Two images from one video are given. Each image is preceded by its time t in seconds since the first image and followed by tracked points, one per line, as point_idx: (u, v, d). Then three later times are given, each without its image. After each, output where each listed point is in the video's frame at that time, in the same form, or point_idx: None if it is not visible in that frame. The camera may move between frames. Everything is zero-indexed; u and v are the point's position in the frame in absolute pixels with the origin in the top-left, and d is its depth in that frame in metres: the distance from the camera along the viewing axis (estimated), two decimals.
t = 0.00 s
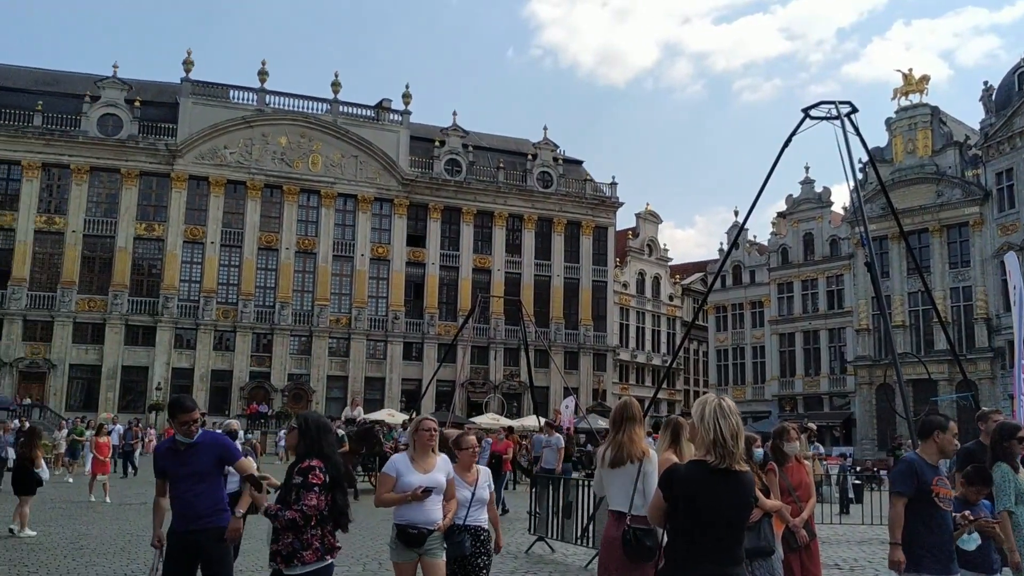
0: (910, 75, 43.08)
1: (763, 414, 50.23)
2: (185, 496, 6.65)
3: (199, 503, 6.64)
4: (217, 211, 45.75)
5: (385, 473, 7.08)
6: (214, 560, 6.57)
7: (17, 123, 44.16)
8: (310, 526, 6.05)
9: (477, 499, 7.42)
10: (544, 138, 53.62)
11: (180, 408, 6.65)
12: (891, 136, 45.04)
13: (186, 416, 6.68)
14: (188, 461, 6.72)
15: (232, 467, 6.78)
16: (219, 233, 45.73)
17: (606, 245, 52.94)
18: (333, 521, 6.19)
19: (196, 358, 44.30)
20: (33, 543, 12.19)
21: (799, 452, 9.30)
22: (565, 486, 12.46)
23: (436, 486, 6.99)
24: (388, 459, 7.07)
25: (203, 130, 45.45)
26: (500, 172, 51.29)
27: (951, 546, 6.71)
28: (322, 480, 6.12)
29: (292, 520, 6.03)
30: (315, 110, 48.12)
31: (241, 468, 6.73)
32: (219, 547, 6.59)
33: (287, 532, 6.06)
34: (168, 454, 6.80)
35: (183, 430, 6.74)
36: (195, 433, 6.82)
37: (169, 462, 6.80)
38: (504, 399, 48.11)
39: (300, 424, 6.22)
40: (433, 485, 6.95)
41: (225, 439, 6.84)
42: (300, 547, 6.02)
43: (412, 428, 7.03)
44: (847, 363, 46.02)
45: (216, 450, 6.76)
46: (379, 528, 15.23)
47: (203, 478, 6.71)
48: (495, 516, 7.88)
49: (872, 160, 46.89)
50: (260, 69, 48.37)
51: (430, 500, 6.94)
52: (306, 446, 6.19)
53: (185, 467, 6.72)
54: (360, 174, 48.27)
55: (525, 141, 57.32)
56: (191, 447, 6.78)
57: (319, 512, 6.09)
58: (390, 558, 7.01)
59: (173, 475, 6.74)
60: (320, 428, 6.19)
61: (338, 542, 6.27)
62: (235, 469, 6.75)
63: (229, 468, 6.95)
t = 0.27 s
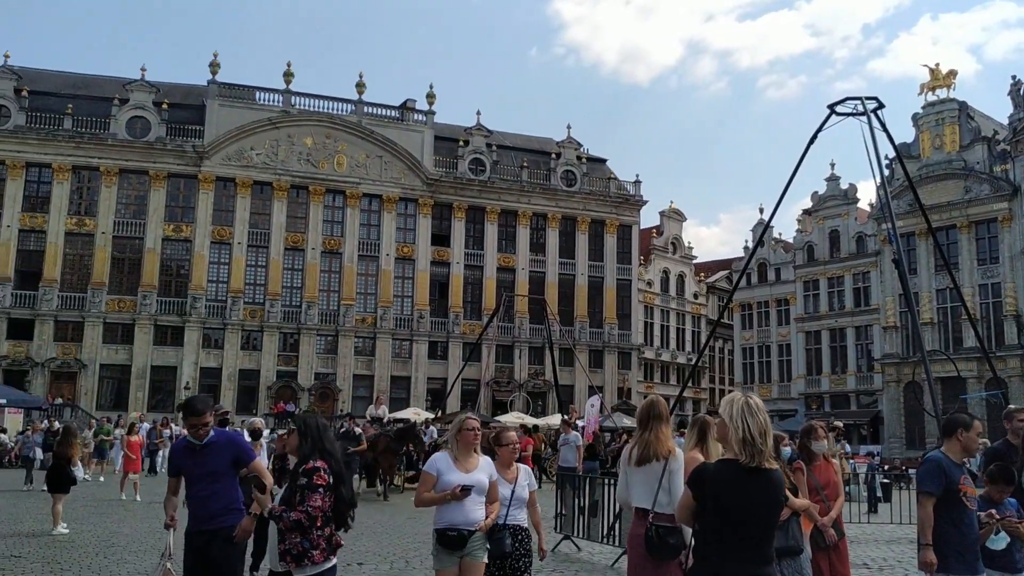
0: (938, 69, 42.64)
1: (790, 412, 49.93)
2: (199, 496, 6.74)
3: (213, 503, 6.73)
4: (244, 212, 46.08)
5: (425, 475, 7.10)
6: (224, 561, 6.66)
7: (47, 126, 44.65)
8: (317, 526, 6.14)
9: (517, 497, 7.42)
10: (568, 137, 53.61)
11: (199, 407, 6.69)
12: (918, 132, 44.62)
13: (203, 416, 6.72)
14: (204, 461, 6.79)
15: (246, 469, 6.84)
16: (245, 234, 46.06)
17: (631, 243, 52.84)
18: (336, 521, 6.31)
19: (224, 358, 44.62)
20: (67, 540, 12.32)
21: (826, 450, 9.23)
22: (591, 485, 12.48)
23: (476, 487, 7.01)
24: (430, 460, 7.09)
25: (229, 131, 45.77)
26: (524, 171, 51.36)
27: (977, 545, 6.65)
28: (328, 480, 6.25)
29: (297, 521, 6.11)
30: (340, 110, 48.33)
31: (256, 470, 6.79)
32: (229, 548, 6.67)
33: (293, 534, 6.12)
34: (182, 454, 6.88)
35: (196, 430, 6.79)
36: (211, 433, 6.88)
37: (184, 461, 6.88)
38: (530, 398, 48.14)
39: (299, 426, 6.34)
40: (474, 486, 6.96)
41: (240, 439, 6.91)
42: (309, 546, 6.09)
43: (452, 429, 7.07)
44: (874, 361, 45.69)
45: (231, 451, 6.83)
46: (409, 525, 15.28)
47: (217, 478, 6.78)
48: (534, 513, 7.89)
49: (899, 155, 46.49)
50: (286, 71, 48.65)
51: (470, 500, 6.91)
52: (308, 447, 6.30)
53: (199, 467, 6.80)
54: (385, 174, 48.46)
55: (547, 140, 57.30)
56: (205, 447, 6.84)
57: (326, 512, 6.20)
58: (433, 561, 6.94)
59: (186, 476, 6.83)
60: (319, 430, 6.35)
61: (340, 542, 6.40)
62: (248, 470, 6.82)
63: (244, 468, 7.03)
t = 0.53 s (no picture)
0: (961, 64, 42.29)
1: (812, 410, 49.65)
2: (208, 494, 6.78)
3: (218, 502, 6.77)
4: (266, 212, 46.34)
5: (452, 473, 6.99)
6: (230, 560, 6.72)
7: (71, 127, 45.10)
8: (304, 525, 5.79)
9: (550, 498, 7.36)
10: (587, 136, 53.57)
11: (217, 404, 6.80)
12: (941, 127, 44.28)
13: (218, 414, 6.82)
14: (214, 459, 6.88)
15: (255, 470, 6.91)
16: (267, 234, 46.30)
17: (651, 242, 52.76)
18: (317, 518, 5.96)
19: (247, 358, 44.88)
20: (93, 538, 12.42)
21: (850, 449, 9.18)
22: (612, 485, 12.49)
23: (508, 485, 6.87)
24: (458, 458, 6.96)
25: (250, 132, 46.08)
26: (543, 170, 51.46)
27: (999, 544, 6.59)
28: (319, 478, 5.90)
29: (286, 518, 5.73)
30: (360, 111, 48.51)
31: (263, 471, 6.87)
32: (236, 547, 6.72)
33: (278, 530, 5.76)
34: (194, 450, 6.96)
35: (210, 428, 6.90)
36: (223, 432, 7.01)
37: (193, 457, 6.94)
38: (550, 396, 48.14)
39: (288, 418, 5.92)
40: (505, 485, 6.81)
41: (250, 440, 7.04)
42: (289, 544, 5.73)
43: (481, 426, 6.95)
44: (898, 359, 45.36)
45: (242, 451, 6.92)
46: (433, 523, 15.32)
47: (226, 477, 6.85)
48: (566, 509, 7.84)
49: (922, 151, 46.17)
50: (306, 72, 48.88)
51: (500, 500, 6.76)
52: (299, 442, 5.89)
53: (210, 465, 6.87)
54: (405, 174, 48.60)
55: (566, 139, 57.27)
56: (217, 445, 6.95)
57: (313, 511, 5.86)
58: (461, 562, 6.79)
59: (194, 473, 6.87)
60: (310, 424, 5.95)
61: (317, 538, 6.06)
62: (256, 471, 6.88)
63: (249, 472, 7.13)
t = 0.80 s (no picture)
0: (981, 59, 41.94)
1: (832, 408, 49.36)
2: (205, 491, 6.67)
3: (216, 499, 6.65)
4: (285, 212, 46.57)
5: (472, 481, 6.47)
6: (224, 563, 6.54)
7: (93, 129, 45.51)
8: (292, 524, 5.63)
9: (576, 504, 6.61)
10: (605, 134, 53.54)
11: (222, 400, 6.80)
12: (962, 123, 43.97)
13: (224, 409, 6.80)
14: (215, 455, 6.83)
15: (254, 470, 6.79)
16: (287, 234, 46.51)
17: (669, 239, 52.67)
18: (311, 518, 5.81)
19: (268, 357, 45.12)
20: (117, 537, 12.50)
21: (871, 447, 9.15)
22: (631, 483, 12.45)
23: (532, 491, 6.38)
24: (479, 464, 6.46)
25: (269, 133, 46.30)
26: (562, 168, 51.57)
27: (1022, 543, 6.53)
28: (309, 476, 5.72)
29: (275, 517, 5.59)
30: (378, 110, 48.66)
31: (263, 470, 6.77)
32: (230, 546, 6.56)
33: (267, 529, 5.62)
34: (196, 446, 6.94)
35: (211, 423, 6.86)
36: (226, 428, 6.97)
37: (196, 454, 6.92)
38: (569, 395, 48.12)
39: (282, 414, 5.79)
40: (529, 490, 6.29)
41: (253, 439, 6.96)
42: (278, 544, 5.60)
43: (502, 429, 6.44)
44: (919, 356, 45.03)
45: (244, 448, 6.84)
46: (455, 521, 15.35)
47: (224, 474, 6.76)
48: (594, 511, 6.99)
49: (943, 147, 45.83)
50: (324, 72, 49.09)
51: (525, 506, 6.27)
52: (291, 440, 5.72)
53: (210, 461, 6.79)
54: (423, 173, 48.70)
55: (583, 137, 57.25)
56: (220, 440, 6.91)
57: (304, 510, 5.69)
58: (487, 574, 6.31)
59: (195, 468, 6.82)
60: (300, 421, 5.79)
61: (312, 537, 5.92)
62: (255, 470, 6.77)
63: (249, 473, 7.03)
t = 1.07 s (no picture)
0: (1008, 53, 41.44)
1: (857, 406, 48.99)
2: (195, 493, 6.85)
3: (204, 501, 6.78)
4: (309, 212, 46.83)
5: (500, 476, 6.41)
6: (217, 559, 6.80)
7: (118, 132, 45.98)
8: (274, 524, 5.56)
9: (606, 501, 6.58)
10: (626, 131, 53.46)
11: (209, 402, 6.91)
12: (989, 117, 43.49)
13: (210, 412, 6.90)
14: (201, 457, 6.95)
15: (242, 471, 6.93)
16: (310, 233, 46.76)
17: (691, 237, 52.49)
18: (302, 520, 5.74)
19: (292, 357, 45.38)
20: (146, 536, 12.64)
21: (898, 445, 9.09)
22: (654, 483, 12.42)
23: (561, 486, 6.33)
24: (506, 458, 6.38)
25: (292, 134, 46.59)
26: (583, 167, 51.53)
27: None
28: (297, 477, 5.62)
29: (256, 516, 5.54)
30: (400, 110, 48.78)
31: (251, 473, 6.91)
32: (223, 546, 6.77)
33: (250, 530, 5.58)
34: (187, 450, 7.07)
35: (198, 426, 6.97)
36: (215, 430, 7.06)
37: (186, 458, 7.04)
38: (592, 393, 48.09)
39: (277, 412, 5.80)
40: (559, 486, 6.25)
41: (241, 440, 7.06)
42: (260, 546, 5.56)
43: (530, 423, 6.36)
44: (945, 353, 44.60)
45: (231, 450, 6.95)
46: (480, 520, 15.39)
47: (212, 476, 6.88)
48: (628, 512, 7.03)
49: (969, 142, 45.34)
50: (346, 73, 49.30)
51: (554, 502, 6.23)
52: (280, 439, 5.70)
53: (199, 463, 6.94)
54: (445, 172, 48.80)
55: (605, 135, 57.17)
56: (208, 442, 7.01)
57: (290, 512, 5.60)
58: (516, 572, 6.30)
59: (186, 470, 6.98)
60: (291, 420, 5.74)
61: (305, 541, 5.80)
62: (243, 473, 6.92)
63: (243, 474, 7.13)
